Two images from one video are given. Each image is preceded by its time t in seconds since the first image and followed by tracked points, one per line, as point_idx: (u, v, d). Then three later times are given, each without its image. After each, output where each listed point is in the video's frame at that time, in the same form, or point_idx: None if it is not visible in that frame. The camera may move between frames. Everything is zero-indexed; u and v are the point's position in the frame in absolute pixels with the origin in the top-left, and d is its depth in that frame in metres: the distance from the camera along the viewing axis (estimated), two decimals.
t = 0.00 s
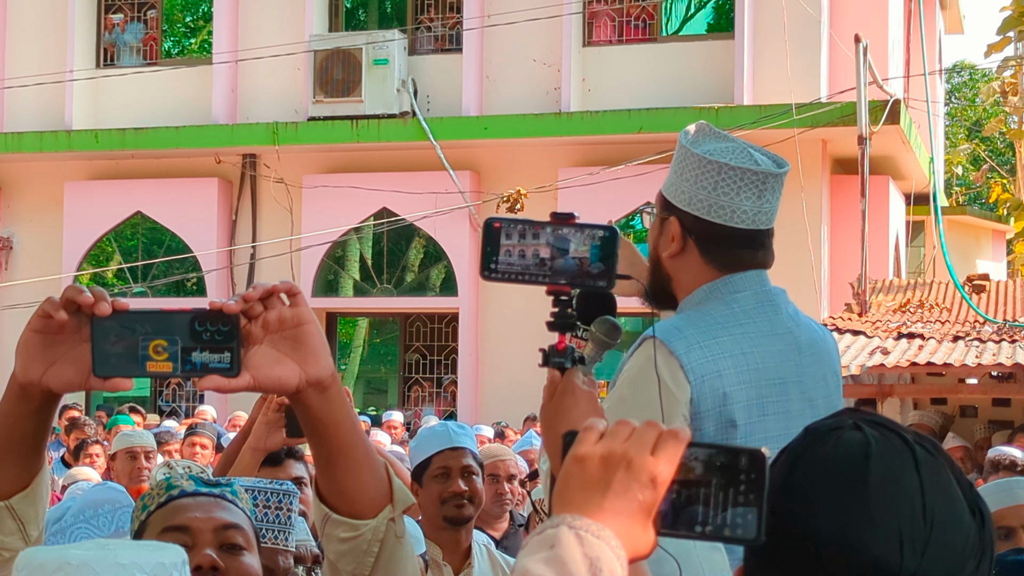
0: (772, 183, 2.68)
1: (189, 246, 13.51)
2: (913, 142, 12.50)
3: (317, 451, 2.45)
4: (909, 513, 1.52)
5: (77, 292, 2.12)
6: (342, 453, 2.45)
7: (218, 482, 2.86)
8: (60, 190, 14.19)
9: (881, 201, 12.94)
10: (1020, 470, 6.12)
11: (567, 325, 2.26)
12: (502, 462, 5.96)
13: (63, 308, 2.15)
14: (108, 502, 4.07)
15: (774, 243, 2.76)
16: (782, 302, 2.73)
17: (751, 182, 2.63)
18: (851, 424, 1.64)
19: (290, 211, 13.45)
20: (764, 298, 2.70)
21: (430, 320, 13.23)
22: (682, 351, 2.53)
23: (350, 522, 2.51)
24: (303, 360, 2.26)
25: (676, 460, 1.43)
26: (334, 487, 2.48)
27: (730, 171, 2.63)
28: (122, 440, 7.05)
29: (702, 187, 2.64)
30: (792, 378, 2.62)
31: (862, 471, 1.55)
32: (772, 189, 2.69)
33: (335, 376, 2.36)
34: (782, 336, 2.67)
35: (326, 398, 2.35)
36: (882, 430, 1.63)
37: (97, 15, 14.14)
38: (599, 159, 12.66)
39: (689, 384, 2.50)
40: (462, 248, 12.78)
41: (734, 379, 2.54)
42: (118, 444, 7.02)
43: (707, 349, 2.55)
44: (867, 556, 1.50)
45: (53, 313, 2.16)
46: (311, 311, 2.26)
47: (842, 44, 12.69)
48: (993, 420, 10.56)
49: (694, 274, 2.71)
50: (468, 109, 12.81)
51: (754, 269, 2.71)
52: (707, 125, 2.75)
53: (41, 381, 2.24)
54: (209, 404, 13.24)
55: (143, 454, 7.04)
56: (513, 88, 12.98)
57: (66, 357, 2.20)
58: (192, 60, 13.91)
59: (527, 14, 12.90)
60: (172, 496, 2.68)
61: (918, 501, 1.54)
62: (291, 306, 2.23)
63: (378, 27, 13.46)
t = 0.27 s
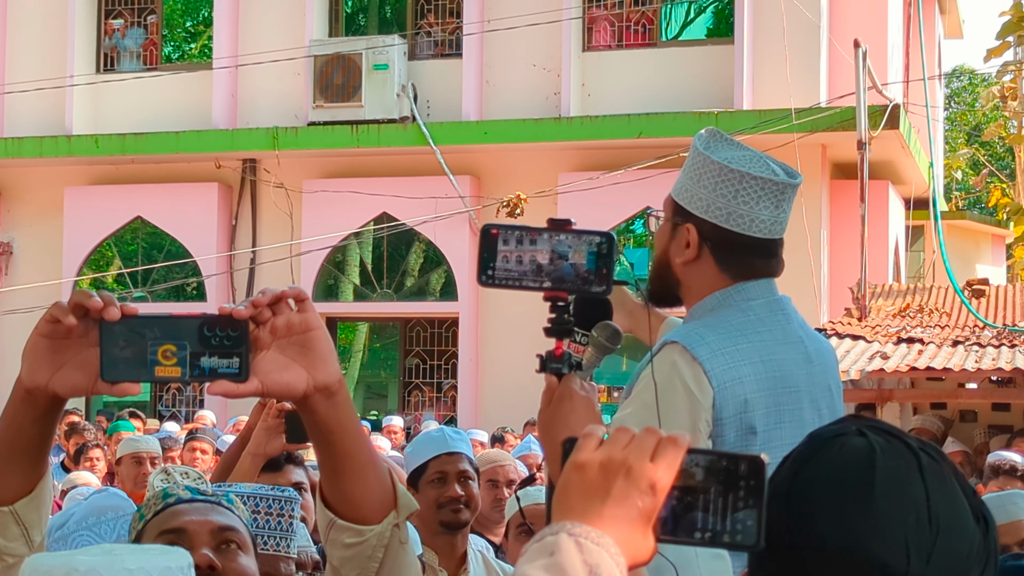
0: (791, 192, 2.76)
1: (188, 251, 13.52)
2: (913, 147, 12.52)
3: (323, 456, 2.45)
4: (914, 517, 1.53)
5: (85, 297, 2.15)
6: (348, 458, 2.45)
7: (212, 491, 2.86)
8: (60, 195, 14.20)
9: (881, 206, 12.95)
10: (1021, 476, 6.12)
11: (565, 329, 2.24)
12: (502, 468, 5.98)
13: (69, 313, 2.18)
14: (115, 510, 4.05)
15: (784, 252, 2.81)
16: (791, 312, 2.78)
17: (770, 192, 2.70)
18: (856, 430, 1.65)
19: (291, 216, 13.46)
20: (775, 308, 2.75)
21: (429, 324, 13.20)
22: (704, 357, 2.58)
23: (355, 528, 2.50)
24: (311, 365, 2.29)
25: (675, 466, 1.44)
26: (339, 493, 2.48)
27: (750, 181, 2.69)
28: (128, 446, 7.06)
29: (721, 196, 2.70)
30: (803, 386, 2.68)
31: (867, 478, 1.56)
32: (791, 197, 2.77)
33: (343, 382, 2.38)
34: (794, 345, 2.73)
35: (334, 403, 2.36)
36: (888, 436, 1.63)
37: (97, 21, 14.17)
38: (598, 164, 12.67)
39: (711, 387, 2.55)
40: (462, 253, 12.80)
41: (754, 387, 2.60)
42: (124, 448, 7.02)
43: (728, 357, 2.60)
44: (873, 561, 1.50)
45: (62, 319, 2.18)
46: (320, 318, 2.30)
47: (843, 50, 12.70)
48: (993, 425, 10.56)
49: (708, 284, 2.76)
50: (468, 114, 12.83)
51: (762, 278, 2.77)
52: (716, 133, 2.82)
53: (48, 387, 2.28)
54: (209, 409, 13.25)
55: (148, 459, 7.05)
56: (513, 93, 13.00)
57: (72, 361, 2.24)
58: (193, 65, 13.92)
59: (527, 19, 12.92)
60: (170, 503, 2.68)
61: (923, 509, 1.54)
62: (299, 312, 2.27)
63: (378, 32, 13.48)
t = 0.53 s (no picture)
0: (794, 196, 2.90)
1: (188, 256, 13.51)
2: (913, 151, 12.52)
3: (324, 463, 2.44)
4: (919, 526, 1.52)
5: (90, 301, 2.11)
6: (348, 465, 2.44)
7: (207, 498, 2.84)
8: (60, 200, 14.19)
9: (881, 211, 12.95)
10: (1021, 482, 6.11)
11: (561, 334, 2.23)
12: (502, 474, 5.97)
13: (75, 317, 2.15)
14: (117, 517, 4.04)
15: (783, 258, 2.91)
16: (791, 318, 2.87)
17: (777, 195, 2.82)
18: (859, 437, 1.62)
19: (290, 221, 13.46)
20: (778, 314, 2.86)
21: (430, 329, 13.19)
22: (721, 361, 2.67)
23: (355, 532, 2.50)
24: (314, 371, 2.27)
25: (671, 471, 1.43)
26: (338, 498, 2.48)
27: (762, 188, 2.81)
28: (129, 451, 7.06)
29: (734, 204, 2.80)
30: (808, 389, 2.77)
31: (871, 488, 1.54)
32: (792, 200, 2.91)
33: (345, 388, 2.36)
34: (800, 350, 2.83)
35: (335, 411, 2.34)
36: (891, 444, 1.61)
37: (97, 26, 14.17)
38: (598, 169, 12.67)
39: (729, 390, 2.64)
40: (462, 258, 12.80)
41: (767, 391, 2.69)
42: (128, 454, 7.02)
43: (743, 360, 2.69)
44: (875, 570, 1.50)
45: (66, 323, 2.15)
46: (323, 323, 2.27)
47: (842, 54, 12.74)
48: (993, 430, 10.55)
49: (719, 290, 2.84)
50: (468, 119, 12.84)
51: (763, 284, 2.87)
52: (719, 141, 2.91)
53: (50, 391, 2.23)
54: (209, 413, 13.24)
55: (153, 466, 7.04)
56: (513, 98, 13.00)
57: (75, 366, 2.18)
58: (192, 70, 13.94)
59: (527, 24, 12.92)
60: (164, 510, 2.68)
61: (926, 517, 1.53)
62: (302, 318, 2.24)
63: (378, 37, 13.49)
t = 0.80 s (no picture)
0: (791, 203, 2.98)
1: (188, 260, 13.52)
2: (912, 156, 12.53)
3: (323, 466, 2.44)
4: (925, 537, 1.44)
5: (93, 304, 2.13)
6: (348, 467, 2.44)
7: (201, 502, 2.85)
8: (60, 205, 14.20)
9: (881, 216, 12.96)
10: (1022, 486, 6.11)
11: (564, 340, 2.23)
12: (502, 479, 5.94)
13: (81, 320, 2.17)
14: (121, 522, 3.98)
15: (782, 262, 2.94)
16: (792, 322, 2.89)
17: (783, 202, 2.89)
18: (869, 444, 1.54)
19: (290, 225, 13.47)
20: (782, 317, 2.88)
21: (429, 334, 13.19)
22: (737, 361, 2.69)
23: (356, 536, 2.50)
24: (316, 375, 2.27)
25: (672, 464, 1.44)
26: (339, 500, 2.48)
27: (768, 195, 2.88)
28: (130, 455, 7.05)
29: (742, 211, 2.86)
30: (817, 391, 2.79)
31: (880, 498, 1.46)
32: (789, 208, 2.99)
33: (346, 391, 2.36)
34: (805, 354, 2.85)
35: (336, 413, 2.34)
36: (900, 450, 1.53)
37: (97, 30, 14.18)
38: (598, 173, 12.68)
39: (746, 391, 2.66)
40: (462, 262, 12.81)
41: (780, 392, 2.71)
42: (127, 458, 7.01)
43: (757, 361, 2.71)
44: None
45: (69, 327, 2.16)
46: (324, 326, 2.27)
47: (842, 59, 12.74)
48: (993, 434, 10.55)
49: (724, 293, 2.87)
50: (468, 124, 12.84)
51: (764, 288, 2.90)
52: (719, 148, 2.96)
53: (52, 394, 2.24)
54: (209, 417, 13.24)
55: (153, 469, 7.04)
56: (513, 102, 13.01)
57: (77, 369, 2.20)
58: (193, 75, 13.96)
59: (527, 29, 12.92)
60: (160, 514, 2.68)
61: (936, 526, 1.46)
62: (304, 322, 2.24)
63: (378, 42, 13.50)
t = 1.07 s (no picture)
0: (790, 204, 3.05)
1: (189, 263, 13.51)
2: (912, 159, 12.53)
3: (328, 468, 2.45)
4: (926, 541, 1.45)
5: (99, 306, 2.10)
6: (351, 469, 2.45)
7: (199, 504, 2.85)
8: (60, 209, 14.20)
9: (881, 219, 12.96)
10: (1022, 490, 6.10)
11: (568, 342, 2.26)
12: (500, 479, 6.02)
13: (87, 320, 2.12)
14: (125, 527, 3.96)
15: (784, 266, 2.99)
16: (789, 324, 2.95)
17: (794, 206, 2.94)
18: (866, 450, 1.54)
19: (290, 229, 13.47)
20: (784, 323, 2.94)
21: (430, 337, 13.18)
22: (758, 366, 2.74)
23: (358, 538, 2.51)
24: (321, 377, 2.27)
25: (671, 466, 1.44)
26: (341, 502, 2.49)
27: (776, 198, 2.94)
28: (130, 458, 7.04)
29: (754, 215, 2.92)
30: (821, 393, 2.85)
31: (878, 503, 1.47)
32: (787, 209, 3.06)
33: (349, 394, 2.37)
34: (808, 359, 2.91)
35: (341, 415, 2.35)
36: (898, 457, 1.53)
37: (97, 34, 14.19)
38: (598, 176, 12.68)
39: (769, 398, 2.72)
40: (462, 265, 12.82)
41: (796, 399, 2.77)
42: (127, 461, 7.00)
43: (776, 368, 2.76)
44: None
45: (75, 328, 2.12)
46: (329, 330, 2.28)
47: (842, 62, 12.75)
48: (993, 437, 10.55)
49: (731, 297, 2.91)
50: (468, 127, 12.85)
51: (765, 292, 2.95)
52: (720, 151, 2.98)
53: (55, 395, 2.23)
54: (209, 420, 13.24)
55: (153, 472, 7.03)
56: (513, 105, 13.01)
57: (83, 370, 2.18)
58: (193, 78, 13.97)
59: (527, 32, 12.93)
60: (159, 516, 2.67)
61: (934, 534, 1.46)
62: (309, 325, 2.25)
63: (378, 45, 13.52)
